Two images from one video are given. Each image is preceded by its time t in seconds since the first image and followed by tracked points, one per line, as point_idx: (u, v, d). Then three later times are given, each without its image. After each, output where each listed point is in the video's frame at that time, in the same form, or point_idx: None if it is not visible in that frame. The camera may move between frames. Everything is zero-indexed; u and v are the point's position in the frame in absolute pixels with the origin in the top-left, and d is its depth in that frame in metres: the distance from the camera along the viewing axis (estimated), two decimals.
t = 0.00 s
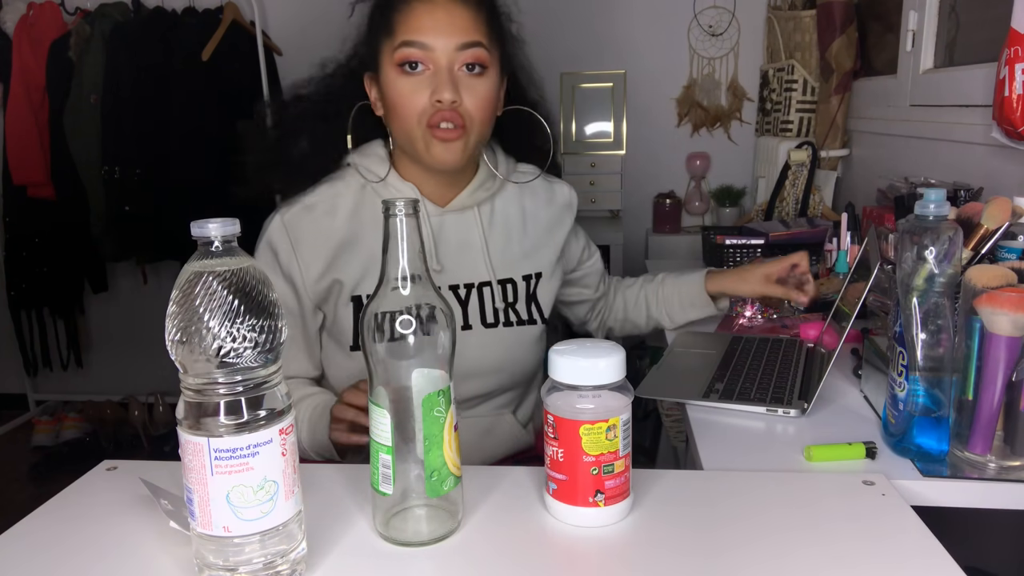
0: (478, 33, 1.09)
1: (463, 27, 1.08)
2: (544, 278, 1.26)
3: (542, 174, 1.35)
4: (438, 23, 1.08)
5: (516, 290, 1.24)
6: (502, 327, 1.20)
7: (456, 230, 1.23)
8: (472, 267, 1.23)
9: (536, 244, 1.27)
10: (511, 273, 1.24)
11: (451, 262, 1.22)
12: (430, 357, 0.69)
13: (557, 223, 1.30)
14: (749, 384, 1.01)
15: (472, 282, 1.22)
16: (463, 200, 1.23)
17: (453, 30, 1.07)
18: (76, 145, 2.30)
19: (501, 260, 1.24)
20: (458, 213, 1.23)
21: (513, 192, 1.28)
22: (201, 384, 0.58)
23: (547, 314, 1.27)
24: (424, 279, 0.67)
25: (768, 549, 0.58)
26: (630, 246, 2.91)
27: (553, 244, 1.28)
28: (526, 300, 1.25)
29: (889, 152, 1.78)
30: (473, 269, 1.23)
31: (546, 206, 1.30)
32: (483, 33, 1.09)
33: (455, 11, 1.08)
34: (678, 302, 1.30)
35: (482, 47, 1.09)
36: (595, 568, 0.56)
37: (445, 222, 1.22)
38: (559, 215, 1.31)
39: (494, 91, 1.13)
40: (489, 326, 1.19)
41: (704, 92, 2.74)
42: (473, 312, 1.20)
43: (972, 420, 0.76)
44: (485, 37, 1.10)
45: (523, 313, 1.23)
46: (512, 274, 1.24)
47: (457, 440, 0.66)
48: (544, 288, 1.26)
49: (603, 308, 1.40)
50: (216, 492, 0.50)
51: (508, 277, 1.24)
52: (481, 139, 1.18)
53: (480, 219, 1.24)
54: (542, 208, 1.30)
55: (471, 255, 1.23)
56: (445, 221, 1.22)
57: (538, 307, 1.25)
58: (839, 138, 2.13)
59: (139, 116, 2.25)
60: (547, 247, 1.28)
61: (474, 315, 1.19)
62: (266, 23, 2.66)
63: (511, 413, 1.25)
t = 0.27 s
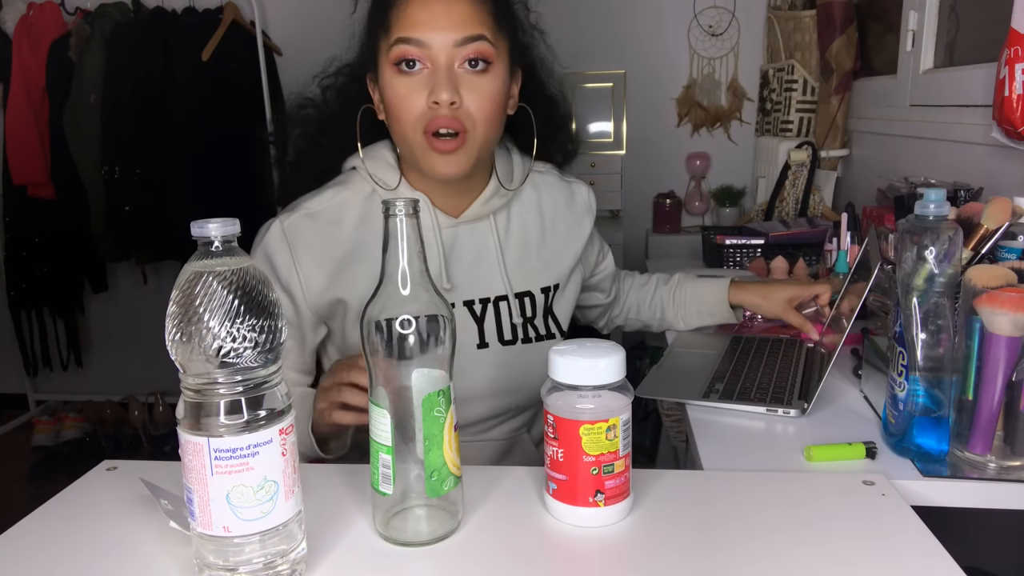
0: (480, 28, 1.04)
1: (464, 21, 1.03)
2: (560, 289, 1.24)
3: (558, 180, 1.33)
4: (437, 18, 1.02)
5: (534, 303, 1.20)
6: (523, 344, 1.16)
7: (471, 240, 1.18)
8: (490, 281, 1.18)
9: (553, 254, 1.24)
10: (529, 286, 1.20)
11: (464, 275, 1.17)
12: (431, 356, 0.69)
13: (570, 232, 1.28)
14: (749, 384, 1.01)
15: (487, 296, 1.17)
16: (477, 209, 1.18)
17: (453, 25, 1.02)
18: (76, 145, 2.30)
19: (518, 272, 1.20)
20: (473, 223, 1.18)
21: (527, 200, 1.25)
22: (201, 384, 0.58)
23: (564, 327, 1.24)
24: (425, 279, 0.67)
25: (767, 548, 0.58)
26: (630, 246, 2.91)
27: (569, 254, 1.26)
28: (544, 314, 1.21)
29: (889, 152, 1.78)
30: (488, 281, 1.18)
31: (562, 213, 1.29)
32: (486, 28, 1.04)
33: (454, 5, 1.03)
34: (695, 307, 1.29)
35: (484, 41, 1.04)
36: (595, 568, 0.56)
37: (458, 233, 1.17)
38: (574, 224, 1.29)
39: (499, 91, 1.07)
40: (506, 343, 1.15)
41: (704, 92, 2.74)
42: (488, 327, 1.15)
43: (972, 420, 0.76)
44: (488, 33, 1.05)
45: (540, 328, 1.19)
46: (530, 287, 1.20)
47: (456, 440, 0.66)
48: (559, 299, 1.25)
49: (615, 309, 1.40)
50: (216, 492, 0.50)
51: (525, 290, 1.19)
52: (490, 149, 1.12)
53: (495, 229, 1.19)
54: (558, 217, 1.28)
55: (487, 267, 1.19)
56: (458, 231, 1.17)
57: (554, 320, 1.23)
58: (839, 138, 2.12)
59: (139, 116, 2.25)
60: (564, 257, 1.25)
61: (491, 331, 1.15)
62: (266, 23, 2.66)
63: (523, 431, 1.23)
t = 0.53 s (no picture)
0: (476, 25, 1.03)
1: (461, 18, 1.02)
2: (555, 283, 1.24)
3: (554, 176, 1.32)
4: (433, 14, 1.02)
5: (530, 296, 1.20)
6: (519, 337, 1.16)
7: (466, 232, 1.18)
8: (485, 274, 1.18)
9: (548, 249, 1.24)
10: (525, 280, 1.20)
11: (460, 268, 1.17)
12: (430, 357, 0.69)
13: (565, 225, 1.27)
14: (749, 384, 1.01)
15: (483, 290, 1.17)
16: (473, 202, 1.18)
17: (449, 21, 1.02)
18: (76, 145, 2.30)
19: (514, 266, 1.19)
20: (468, 215, 1.18)
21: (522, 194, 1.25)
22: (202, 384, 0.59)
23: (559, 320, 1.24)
24: (425, 280, 0.67)
25: (768, 549, 0.58)
26: (630, 246, 2.91)
27: (564, 247, 1.25)
28: (540, 308, 1.21)
29: (889, 152, 1.78)
30: (484, 276, 1.18)
31: (559, 210, 1.28)
32: (482, 24, 1.04)
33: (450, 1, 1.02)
34: (688, 298, 1.31)
35: (480, 38, 1.04)
36: (595, 568, 0.56)
37: (453, 226, 1.17)
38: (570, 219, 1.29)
39: (495, 87, 1.07)
40: (504, 337, 1.15)
41: (704, 92, 2.74)
42: (483, 319, 1.15)
43: (972, 420, 0.76)
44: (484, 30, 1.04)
45: (536, 321, 1.19)
46: (526, 280, 1.20)
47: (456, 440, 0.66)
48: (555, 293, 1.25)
49: (609, 306, 1.40)
50: (216, 492, 0.50)
51: (521, 284, 1.19)
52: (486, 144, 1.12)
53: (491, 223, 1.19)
54: (554, 211, 1.28)
55: (482, 260, 1.18)
56: (453, 224, 1.17)
57: (551, 314, 1.22)
58: (839, 138, 2.13)
59: (139, 116, 2.25)
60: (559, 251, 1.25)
61: (487, 325, 1.15)
62: (266, 23, 2.67)
63: (523, 430, 1.23)
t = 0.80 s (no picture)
0: (472, 23, 1.05)
1: (456, 16, 1.03)
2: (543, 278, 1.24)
3: (549, 173, 1.32)
4: (428, 12, 1.03)
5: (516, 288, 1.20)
6: (501, 327, 1.17)
7: (453, 222, 1.19)
8: (469, 262, 1.20)
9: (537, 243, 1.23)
10: (512, 271, 1.20)
11: (442, 255, 1.19)
12: (430, 357, 0.69)
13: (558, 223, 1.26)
14: (749, 384, 1.01)
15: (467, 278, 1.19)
16: (460, 190, 1.19)
17: (445, 20, 1.03)
18: (76, 145, 2.30)
19: (498, 255, 1.20)
20: (454, 203, 1.19)
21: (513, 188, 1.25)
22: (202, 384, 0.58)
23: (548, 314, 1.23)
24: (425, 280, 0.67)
25: (767, 548, 0.58)
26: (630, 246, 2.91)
27: (556, 244, 1.25)
28: (527, 301, 1.21)
29: (889, 152, 1.78)
30: (468, 264, 1.19)
31: (555, 206, 1.27)
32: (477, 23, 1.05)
33: None
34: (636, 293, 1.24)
35: (476, 35, 1.05)
36: (595, 568, 0.56)
37: (438, 213, 1.18)
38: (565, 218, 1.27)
39: (488, 85, 1.09)
40: (487, 327, 1.16)
41: (704, 92, 2.74)
42: (462, 306, 1.17)
43: (972, 421, 0.76)
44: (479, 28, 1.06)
45: (523, 315, 1.20)
46: (512, 272, 1.20)
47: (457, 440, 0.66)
48: (545, 288, 1.24)
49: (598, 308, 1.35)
50: (216, 493, 0.50)
51: (508, 276, 1.20)
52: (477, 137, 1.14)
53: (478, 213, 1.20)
54: (549, 207, 1.27)
55: (467, 249, 1.20)
56: (438, 212, 1.18)
57: (539, 308, 1.22)
58: (839, 138, 2.13)
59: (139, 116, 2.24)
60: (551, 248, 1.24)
61: (470, 313, 1.17)
62: (265, 24, 2.67)
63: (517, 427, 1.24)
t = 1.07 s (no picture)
0: (472, 20, 1.08)
1: (458, 12, 1.07)
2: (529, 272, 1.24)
3: (556, 176, 1.33)
4: (433, 5, 1.07)
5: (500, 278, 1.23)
6: (480, 314, 1.18)
7: (441, 209, 1.25)
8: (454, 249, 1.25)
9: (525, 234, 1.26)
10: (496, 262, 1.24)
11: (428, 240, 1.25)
12: (431, 356, 0.69)
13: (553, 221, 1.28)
14: (749, 384, 1.01)
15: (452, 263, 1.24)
16: (450, 177, 1.25)
17: (447, 14, 1.07)
18: (76, 145, 2.30)
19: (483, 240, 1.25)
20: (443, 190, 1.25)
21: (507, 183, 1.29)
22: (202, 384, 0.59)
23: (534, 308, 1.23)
24: (424, 279, 0.66)
25: (767, 548, 0.58)
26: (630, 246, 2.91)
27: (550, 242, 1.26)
28: (512, 294, 1.22)
29: (889, 152, 1.78)
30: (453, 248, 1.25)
31: (551, 207, 1.30)
32: (478, 20, 1.09)
33: None
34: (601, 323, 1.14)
35: (474, 32, 1.09)
36: (595, 569, 0.56)
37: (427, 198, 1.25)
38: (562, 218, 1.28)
39: (483, 79, 1.13)
40: (465, 312, 1.18)
41: (704, 92, 2.74)
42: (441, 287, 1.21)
43: (972, 420, 0.76)
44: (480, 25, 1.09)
45: (503, 306, 1.20)
46: (496, 263, 1.24)
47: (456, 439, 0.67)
48: (531, 283, 1.24)
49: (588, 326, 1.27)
50: (216, 493, 0.50)
51: (491, 265, 1.24)
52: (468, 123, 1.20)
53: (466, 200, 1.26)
54: (545, 207, 1.29)
55: (453, 233, 1.26)
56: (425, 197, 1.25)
57: (523, 301, 1.22)
58: (839, 138, 2.13)
59: (139, 116, 2.24)
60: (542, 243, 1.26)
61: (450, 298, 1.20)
62: (265, 24, 2.67)
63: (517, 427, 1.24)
